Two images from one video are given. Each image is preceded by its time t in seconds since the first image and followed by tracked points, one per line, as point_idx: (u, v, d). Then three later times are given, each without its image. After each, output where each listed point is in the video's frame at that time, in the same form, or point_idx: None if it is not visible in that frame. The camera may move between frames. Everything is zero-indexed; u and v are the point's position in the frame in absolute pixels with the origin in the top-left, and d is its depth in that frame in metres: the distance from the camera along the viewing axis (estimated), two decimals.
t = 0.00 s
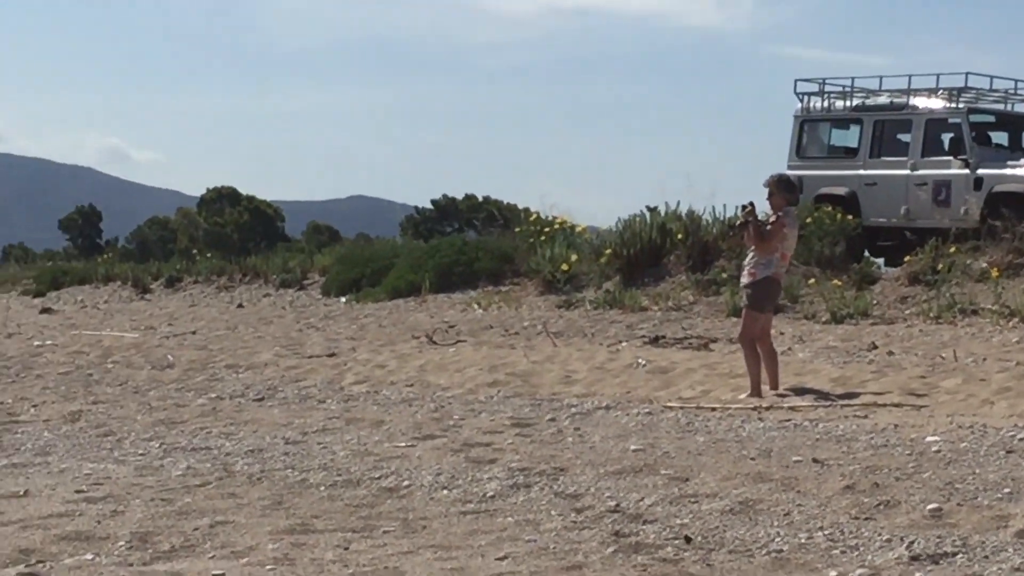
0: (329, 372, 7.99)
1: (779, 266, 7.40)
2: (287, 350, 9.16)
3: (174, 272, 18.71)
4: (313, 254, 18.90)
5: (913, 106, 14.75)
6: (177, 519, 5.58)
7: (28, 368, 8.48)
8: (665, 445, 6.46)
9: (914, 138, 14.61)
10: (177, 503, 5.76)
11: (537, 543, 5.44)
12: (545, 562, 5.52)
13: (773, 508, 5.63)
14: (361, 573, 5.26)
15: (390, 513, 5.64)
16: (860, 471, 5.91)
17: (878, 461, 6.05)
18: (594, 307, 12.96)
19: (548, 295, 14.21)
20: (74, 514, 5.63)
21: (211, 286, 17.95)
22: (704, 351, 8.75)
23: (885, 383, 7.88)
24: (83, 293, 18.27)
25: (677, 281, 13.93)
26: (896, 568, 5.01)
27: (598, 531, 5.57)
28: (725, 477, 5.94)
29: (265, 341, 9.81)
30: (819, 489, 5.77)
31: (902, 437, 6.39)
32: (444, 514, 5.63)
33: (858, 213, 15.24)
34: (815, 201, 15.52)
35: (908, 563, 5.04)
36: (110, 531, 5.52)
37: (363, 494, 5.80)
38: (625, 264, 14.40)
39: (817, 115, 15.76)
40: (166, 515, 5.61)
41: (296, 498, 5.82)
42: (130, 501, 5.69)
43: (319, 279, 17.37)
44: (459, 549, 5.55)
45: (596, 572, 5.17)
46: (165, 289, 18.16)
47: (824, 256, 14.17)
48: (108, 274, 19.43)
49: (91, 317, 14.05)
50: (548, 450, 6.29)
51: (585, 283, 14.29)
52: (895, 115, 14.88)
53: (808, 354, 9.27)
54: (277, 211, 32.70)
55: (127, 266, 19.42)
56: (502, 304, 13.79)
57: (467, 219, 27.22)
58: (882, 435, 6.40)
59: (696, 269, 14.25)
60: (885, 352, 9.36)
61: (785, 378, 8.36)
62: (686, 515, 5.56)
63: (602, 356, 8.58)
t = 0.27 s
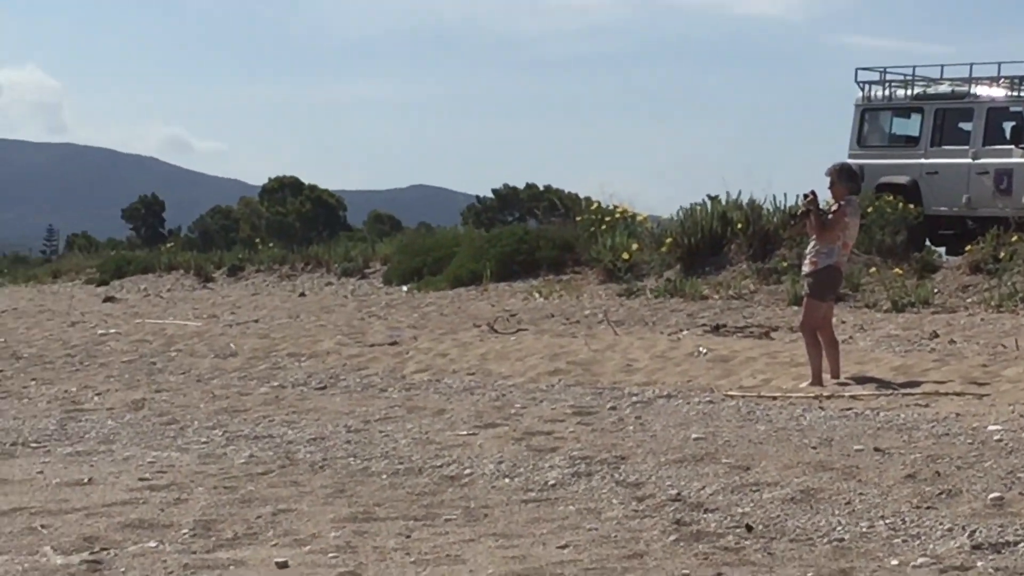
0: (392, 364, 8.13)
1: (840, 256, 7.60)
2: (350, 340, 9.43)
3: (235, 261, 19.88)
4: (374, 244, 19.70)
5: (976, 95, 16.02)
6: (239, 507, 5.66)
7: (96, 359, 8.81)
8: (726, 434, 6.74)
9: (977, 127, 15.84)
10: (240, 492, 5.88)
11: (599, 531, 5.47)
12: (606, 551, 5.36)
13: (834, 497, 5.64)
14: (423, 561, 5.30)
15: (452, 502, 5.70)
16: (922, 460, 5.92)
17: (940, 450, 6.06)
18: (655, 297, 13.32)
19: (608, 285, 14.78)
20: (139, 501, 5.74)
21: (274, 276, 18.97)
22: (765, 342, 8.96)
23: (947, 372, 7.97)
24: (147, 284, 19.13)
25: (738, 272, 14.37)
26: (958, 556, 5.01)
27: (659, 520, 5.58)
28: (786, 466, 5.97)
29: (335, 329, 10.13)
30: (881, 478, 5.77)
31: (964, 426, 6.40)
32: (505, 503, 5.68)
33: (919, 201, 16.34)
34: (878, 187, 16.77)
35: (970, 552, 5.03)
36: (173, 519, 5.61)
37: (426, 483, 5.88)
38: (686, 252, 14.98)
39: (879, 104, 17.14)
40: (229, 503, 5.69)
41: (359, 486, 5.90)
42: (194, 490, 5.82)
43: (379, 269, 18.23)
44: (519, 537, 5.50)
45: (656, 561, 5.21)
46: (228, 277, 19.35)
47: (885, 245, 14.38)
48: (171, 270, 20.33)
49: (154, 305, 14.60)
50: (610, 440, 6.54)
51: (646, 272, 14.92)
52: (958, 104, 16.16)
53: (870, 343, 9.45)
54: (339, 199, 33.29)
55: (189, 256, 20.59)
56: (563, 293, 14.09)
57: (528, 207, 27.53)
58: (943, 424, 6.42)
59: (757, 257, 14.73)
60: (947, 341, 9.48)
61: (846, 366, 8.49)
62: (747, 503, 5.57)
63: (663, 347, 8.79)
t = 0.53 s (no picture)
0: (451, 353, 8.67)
1: (899, 244, 7.90)
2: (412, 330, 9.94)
3: (294, 250, 20.98)
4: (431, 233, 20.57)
5: None
6: (299, 494, 5.73)
7: (153, 348, 9.36)
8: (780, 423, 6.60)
9: None
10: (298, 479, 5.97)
11: (658, 519, 5.48)
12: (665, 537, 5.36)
13: (892, 486, 5.65)
14: (481, 549, 5.31)
15: (510, 490, 5.75)
16: (981, 449, 5.93)
17: (1000, 439, 6.07)
18: (714, 285, 13.83)
19: (665, 272, 15.31)
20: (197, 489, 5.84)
21: (332, 264, 19.89)
22: (823, 332, 9.29)
23: (1005, 360, 8.10)
24: (206, 272, 20.42)
25: (796, 259, 14.87)
26: (1018, 546, 5.01)
27: (717, 508, 5.59)
28: (844, 454, 6.00)
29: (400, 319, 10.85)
30: (939, 467, 5.79)
31: None
32: (564, 490, 5.73)
33: (979, 187, 17.16)
34: (938, 174, 17.53)
35: None
36: (231, 506, 5.69)
37: (484, 470, 5.95)
38: (743, 241, 15.46)
39: (939, 93, 18.01)
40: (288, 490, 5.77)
41: (418, 474, 5.97)
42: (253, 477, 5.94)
43: (436, 257, 19.01)
44: (578, 525, 5.48)
45: (714, 549, 5.22)
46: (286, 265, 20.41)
47: (945, 234, 14.81)
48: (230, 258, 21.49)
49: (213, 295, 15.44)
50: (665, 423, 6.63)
51: (704, 261, 15.44)
52: (1016, 94, 16.96)
53: (927, 333, 9.68)
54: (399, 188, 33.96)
55: (246, 245, 21.76)
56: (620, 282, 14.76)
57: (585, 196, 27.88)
58: (1003, 412, 6.44)
59: (815, 246, 15.19)
60: (1005, 330, 9.64)
61: (904, 355, 8.69)
62: (805, 492, 5.59)
63: (722, 336, 9.11)
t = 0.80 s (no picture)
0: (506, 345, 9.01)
1: (953, 235, 8.00)
2: (465, 323, 10.26)
3: (347, 240, 21.20)
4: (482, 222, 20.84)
5: None
6: (351, 485, 5.79)
7: (211, 339, 9.94)
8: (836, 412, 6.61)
9: None
10: (351, 468, 6.07)
11: (710, 511, 5.48)
12: (715, 528, 5.35)
13: (945, 478, 5.64)
14: (533, 540, 5.32)
15: (563, 482, 5.77)
16: None
17: None
18: (767, 277, 13.86)
19: (720, 264, 15.36)
20: (250, 480, 5.93)
21: (384, 254, 20.25)
22: (879, 323, 9.46)
23: None
24: (259, 263, 20.74)
25: (850, 251, 14.98)
26: None
27: (770, 499, 5.59)
28: (896, 446, 6.01)
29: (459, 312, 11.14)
30: (993, 460, 5.77)
31: None
32: (616, 482, 5.75)
33: None
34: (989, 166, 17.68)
35: None
36: (284, 497, 5.76)
37: (536, 461, 6.00)
38: (796, 233, 15.59)
39: (991, 84, 18.13)
40: (341, 482, 5.83)
41: (470, 465, 6.02)
42: (306, 469, 6.04)
43: (489, 248, 19.25)
44: (631, 518, 5.46)
45: (766, 541, 5.21)
46: (339, 256, 20.76)
47: (998, 225, 14.87)
48: (284, 249, 21.87)
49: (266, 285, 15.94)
50: (721, 418, 6.72)
51: (756, 252, 15.50)
52: None
53: (982, 324, 9.80)
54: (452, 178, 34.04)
55: (298, 236, 22.08)
56: (673, 273, 14.90)
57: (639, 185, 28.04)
58: None
59: (869, 237, 15.28)
60: None
61: (959, 347, 8.82)
62: (858, 484, 5.58)
63: (774, 327, 9.36)
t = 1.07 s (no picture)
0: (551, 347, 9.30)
1: (1007, 233, 8.08)
2: (508, 328, 10.49)
3: (395, 239, 21.59)
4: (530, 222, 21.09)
5: None
6: (399, 483, 5.85)
7: (251, 340, 10.43)
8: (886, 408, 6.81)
9: None
10: (400, 466, 6.19)
11: (760, 509, 5.46)
12: (765, 526, 5.32)
13: (997, 477, 5.61)
14: (582, 539, 5.29)
15: (612, 480, 5.81)
16: None
17: None
18: (816, 275, 14.43)
19: (768, 261, 16.08)
20: (297, 478, 6.02)
21: (432, 251, 20.63)
22: (927, 325, 9.68)
23: None
24: (308, 262, 21.06)
25: (897, 249, 15.39)
26: None
27: (820, 498, 5.58)
28: (948, 445, 6.03)
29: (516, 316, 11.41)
30: None
31: None
32: (665, 480, 5.78)
33: None
34: None
35: None
36: (332, 495, 5.79)
37: (586, 460, 6.05)
38: (846, 230, 16.13)
39: None
40: (388, 479, 5.90)
41: (520, 464, 6.09)
42: (353, 466, 6.16)
43: (537, 245, 19.66)
44: (680, 516, 5.43)
45: (816, 539, 5.18)
46: (388, 254, 21.09)
47: None
48: (332, 247, 22.27)
49: (315, 284, 16.40)
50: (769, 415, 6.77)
51: (805, 250, 16.15)
52: None
53: None
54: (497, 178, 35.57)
55: (345, 235, 22.46)
56: (722, 271, 15.47)
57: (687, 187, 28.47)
58: None
59: (919, 234, 15.70)
60: None
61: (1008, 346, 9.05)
62: (908, 483, 5.57)
63: (821, 327, 9.77)
